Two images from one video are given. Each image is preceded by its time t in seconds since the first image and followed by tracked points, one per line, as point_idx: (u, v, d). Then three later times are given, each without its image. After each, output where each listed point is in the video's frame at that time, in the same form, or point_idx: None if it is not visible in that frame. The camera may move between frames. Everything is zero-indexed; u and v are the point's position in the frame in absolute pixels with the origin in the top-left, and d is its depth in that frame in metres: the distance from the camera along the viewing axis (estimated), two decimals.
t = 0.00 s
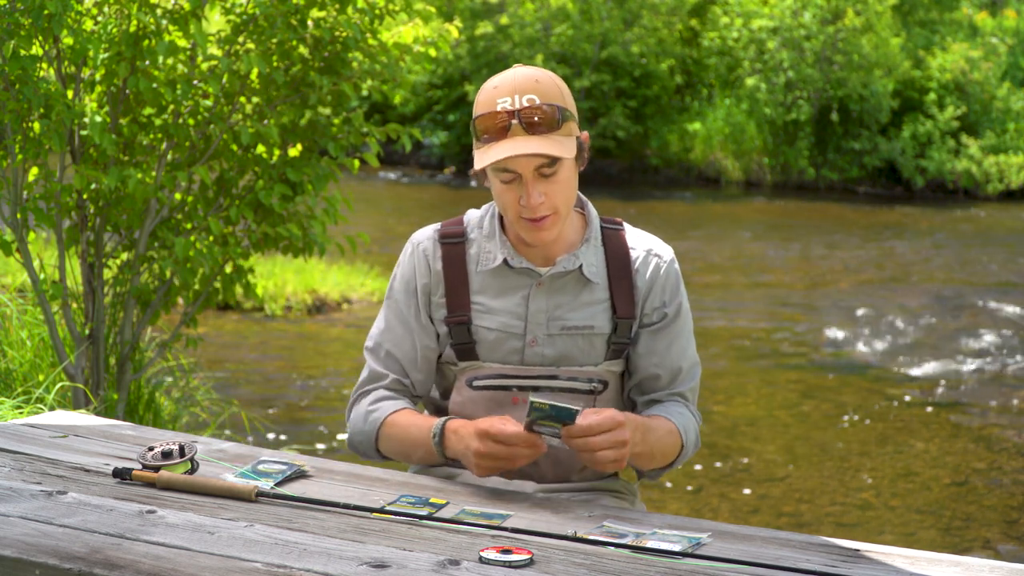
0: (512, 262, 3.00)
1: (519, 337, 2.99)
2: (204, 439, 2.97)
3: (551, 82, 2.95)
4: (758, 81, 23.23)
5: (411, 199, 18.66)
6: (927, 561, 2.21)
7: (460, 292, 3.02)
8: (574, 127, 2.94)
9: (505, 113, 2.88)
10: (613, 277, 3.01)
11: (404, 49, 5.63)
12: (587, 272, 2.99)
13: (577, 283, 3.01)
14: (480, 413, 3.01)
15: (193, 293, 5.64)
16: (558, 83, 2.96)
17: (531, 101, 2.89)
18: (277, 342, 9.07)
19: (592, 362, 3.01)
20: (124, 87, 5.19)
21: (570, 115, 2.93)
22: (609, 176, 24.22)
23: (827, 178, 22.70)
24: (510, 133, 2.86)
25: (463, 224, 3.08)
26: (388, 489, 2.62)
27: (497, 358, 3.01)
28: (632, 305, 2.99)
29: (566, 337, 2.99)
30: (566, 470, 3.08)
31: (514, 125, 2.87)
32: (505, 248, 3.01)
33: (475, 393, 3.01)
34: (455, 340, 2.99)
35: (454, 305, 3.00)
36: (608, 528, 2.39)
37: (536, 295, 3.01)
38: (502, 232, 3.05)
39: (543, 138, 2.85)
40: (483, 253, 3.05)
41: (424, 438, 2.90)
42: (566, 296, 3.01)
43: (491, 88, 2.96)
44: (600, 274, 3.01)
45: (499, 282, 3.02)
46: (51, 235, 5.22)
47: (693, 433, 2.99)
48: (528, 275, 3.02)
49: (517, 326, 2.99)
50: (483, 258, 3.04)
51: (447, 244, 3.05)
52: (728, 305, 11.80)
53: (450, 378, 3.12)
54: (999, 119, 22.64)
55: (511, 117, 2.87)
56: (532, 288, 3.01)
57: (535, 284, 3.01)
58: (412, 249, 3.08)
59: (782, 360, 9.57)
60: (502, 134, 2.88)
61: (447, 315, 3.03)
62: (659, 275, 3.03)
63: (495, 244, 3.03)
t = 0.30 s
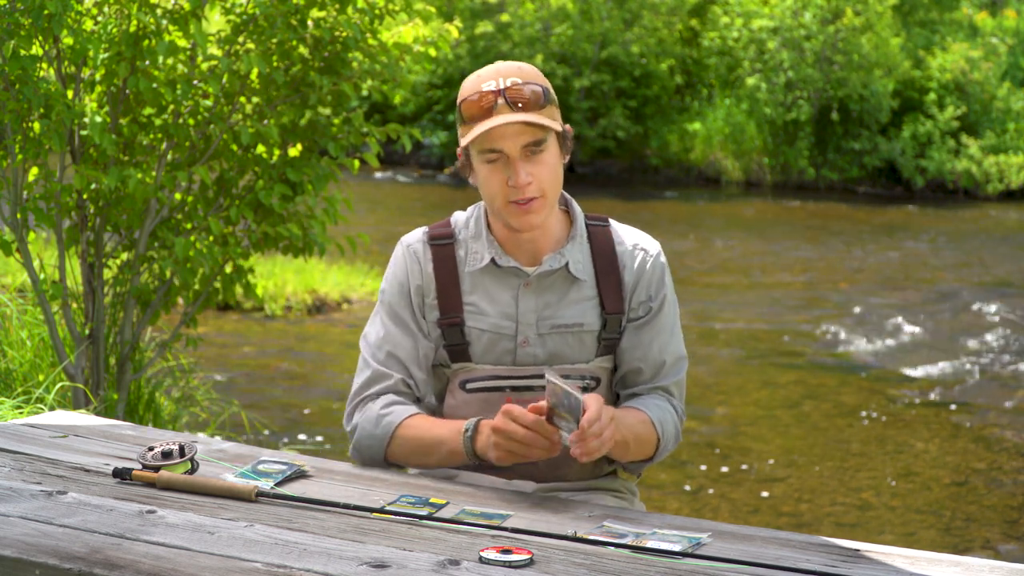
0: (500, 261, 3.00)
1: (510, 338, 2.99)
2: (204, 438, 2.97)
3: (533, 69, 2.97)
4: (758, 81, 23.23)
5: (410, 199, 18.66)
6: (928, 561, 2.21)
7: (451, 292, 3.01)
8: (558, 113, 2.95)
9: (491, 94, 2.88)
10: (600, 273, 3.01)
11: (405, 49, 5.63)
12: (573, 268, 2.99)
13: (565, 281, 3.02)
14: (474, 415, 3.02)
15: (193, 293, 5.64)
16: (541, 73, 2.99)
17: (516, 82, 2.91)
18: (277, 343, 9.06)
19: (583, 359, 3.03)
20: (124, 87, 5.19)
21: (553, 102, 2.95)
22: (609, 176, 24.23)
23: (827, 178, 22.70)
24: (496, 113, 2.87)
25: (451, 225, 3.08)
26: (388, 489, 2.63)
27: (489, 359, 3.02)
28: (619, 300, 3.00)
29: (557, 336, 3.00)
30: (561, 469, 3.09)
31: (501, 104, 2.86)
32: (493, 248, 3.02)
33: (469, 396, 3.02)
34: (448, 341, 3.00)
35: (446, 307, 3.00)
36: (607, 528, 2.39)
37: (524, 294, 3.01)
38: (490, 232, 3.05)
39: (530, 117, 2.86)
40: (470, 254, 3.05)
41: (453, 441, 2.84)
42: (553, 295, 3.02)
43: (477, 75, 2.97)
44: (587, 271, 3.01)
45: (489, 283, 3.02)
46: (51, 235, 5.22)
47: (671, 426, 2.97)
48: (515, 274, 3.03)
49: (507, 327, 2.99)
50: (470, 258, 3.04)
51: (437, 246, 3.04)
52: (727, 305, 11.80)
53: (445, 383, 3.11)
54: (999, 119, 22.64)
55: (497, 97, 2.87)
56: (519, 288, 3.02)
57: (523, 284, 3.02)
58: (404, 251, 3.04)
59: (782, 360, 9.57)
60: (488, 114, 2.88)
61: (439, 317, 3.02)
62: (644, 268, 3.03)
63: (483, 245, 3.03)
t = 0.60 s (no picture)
0: (486, 260, 3.01)
1: (498, 337, 3.00)
2: (204, 439, 2.98)
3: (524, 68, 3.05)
4: (758, 81, 23.23)
5: (410, 199, 18.66)
6: (928, 561, 2.21)
7: (438, 294, 3.00)
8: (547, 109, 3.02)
9: (481, 81, 2.94)
10: (585, 267, 3.04)
11: (404, 49, 5.63)
12: (558, 266, 3.02)
13: (551, 278, 3.04)
14: (467, 416, 2.97)
15: (193, 293, 5.64)
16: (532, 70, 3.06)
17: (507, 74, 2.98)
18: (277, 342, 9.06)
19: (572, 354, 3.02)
20: (124, 87, 5.19)
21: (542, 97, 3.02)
22: (609, 176, 24.23)
23: (827, 178, 22.70)
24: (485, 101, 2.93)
25: (436, 227, 3.08)
26: (388, 490, 2.64)
27: (478, 359, 3.01)
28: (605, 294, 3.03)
29: (545, 333, 3.01)
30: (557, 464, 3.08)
31: (490, 92, 2.92)
32: (479, 245, 3.03)
33: (460, 398, 2.96)
34: (436, 342, 2.98)
35: (434, 309, 2.99)
36: (608, 527, 2.39)
37: (511, 293, 3.02)
38: (474, 231, 3.06)
39: (518, 106, 2.92)
40: (456, 254, 3.05)
41: (422, 456, 2.73)
42: (540, 292, 3.04)
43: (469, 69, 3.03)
44: (572, 267, 3.05)
45: (476, 284, 3.03)
46: (51, 235, 5.22)
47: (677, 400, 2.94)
48: (501, 272, 3.04)
49: (495, 326, 2.99)
50: (455, 258, 3.04)
51: (422, 248, 3.03)
52: (727, 305, 11.79)
53: (435, 385, 3.07)
54: (999, 119, 22.63)
55: (488, 85, 2.93)
56: (506, 286, 3.03)
57: (509, 282, 3.03)
58: (388, 254, 3.04)
59: (782, 360, 9.57)
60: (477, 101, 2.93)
61: (427, 319, 3.01)
62: (630, 262, 3.08)
63: (467, 243, 3.04)
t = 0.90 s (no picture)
0: (478, 257, 3.02)
1: (492, 335, 3.00)
2: (204, 438, 2.98)
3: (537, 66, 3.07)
4: (758, 81, 23.24)
5: (410, 199, 18.66)
6: (927, 561, 2.21)
7: (432, 293, 3.00)
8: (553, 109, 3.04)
9: (492, 73, 2.95)
10: (575, 259, 3.06)
11: (405, 49, 5.63)
12: (550, 259, 3.04)
13: (542, 274, 3.06)
14: (462, 416, 2.97)
15: (193, 292, 5.64)
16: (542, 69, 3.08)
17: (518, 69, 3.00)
18: (277, 343, 9.06)
19: (566, 350, 3.03)
20: (124, 87, 5.19)
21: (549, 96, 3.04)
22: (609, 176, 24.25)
23: (827, 178, 22.72)
24: (494, 93, 2.94)
25: (428, 228, 3.09)
26: (387, 491, 2.65)
27: (472, 358, 3.00)
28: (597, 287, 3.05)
29: (537, 329, 3.02)
30: (556, 461, 3.06)
31: (500, 85, 2.94)
32: (471, 244, 3.03)
33: (455, 398, 2.96)
34: (431, 342, 2.98)
35: (428, 309, 2.99)
36: (607, 527, 2.39)
37: (505, 290, 3.03)
38: (466, 230, 3.08)
39: (527, 102, 2.94)
40: (449, 253, 3.05)
41: (421, 462, 2.72)
42: (532, 288, 3.05)
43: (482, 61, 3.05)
44: (563, 261, 3.06)
45: (469, 283, 3.03)
46: (51, 235, 5.22)
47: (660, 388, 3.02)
48: (493, 271, 3.04)
49: (489, 324, 2.99)
50: (448, 257, 3.04)
51: (414, 250, 3.03)
52: (727, 305, 11.79)
53: (432, 386, 3.07)
54: (999, 119, 22.62)
55: (499, 77, 2.94)
56: (499, 283, 3.04)
57: (502, 279, 3.04)
58: (380, 255, 3.05)
59: (782, 360, 9.57)
60: (485, 93, 2.95)
61: (421, 319, 3.01)
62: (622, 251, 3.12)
63: (460, 242, 3.05)
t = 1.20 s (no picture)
0: (479, 257, 3.02)
1: (492, 334, 3.00)
2: (203, 439, 2.98)
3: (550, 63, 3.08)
4: (758, 81, 23.25)
5: (411, 199, 18.66)
6: (927, 561, 2.21)
7: (432, 293, 3.00)
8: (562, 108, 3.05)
9: (506, 68, 2.96)
10: (577, 260, 3.07)
11: (405, 49, 5.63)
12: (550, 260, 3.04)
13: (543, 273, 3.07)
14: (462, 416, 2.97)
15: (193, 293, 5.64)
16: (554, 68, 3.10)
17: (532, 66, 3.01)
18: (277, 343, 9.07)
19: (565, 349, 3.05)
20: (123, 87, 5.19)
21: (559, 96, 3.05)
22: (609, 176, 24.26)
23: (827, 178, 22.73)
24: (507, 87, 2.95)
25: (428, 228, 3.09)
26: (387, 491, 2.64)
27: (473, 358, 3.01)
28: (598, 289, 3.06)
29: (538, 329, 3.03)
30: (556, 461, 3.06)
31: (514, 80, 2.95)
32: (472, 244, 3.03)
33: (455, 398, 2.96)
34: (431, 342, 2.98)
35: (428, 309, 3.00)
36: (608, 528, 2.39)
37: (505, 289, 3.04)
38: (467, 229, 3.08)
39: (539, 98, 2.95)
40: (449, 253, 3.05)
41: (422, 462, 2.72)
42: (533, 288, 3.06)
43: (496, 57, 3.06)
44: (564, 261, 3.07)
45: (470, 283, 3.04)
46: (51, 235, 5.22)
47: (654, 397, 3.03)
48: (494, 271, 3.05)
49: (490, 323, 2.99)
50: (449, 257, 3.05)
51: (413, 250, 3.03)
52: (727, 305, 11.79)
53: (432, 386, 3.07)
54: (999, 119, 22.61)
55: (513, 73, 2.95)
56: (500, 283, 3.05)
57: (503, 279, 3.05)
58: (380, 254, 3.04)
59: (783, 360, 9.57)
60: (498, 87, 2.96)
61: (421, 319, 3.01)
62: (624, 252, 3.13)
63: (461, 242, 3.05)
